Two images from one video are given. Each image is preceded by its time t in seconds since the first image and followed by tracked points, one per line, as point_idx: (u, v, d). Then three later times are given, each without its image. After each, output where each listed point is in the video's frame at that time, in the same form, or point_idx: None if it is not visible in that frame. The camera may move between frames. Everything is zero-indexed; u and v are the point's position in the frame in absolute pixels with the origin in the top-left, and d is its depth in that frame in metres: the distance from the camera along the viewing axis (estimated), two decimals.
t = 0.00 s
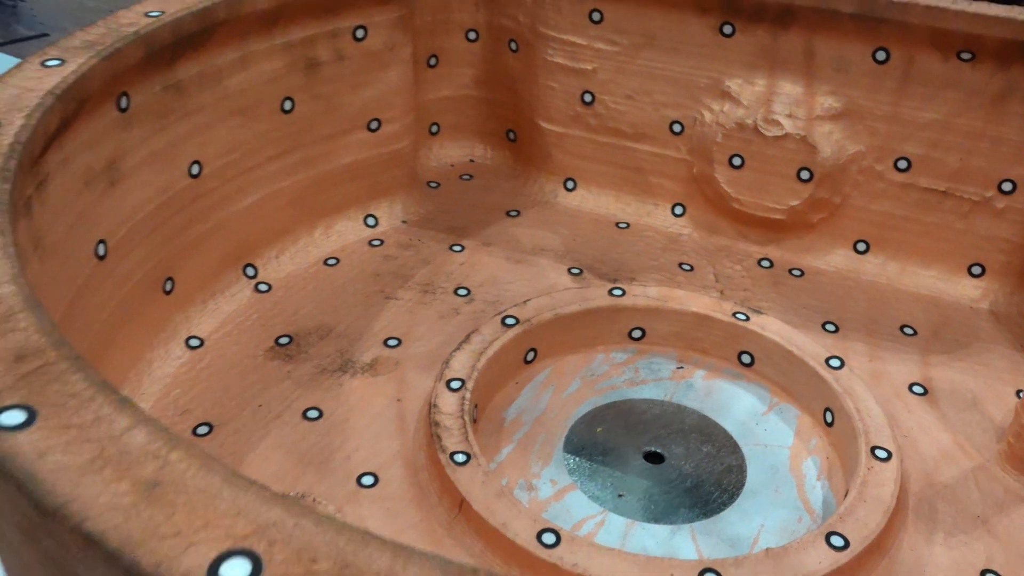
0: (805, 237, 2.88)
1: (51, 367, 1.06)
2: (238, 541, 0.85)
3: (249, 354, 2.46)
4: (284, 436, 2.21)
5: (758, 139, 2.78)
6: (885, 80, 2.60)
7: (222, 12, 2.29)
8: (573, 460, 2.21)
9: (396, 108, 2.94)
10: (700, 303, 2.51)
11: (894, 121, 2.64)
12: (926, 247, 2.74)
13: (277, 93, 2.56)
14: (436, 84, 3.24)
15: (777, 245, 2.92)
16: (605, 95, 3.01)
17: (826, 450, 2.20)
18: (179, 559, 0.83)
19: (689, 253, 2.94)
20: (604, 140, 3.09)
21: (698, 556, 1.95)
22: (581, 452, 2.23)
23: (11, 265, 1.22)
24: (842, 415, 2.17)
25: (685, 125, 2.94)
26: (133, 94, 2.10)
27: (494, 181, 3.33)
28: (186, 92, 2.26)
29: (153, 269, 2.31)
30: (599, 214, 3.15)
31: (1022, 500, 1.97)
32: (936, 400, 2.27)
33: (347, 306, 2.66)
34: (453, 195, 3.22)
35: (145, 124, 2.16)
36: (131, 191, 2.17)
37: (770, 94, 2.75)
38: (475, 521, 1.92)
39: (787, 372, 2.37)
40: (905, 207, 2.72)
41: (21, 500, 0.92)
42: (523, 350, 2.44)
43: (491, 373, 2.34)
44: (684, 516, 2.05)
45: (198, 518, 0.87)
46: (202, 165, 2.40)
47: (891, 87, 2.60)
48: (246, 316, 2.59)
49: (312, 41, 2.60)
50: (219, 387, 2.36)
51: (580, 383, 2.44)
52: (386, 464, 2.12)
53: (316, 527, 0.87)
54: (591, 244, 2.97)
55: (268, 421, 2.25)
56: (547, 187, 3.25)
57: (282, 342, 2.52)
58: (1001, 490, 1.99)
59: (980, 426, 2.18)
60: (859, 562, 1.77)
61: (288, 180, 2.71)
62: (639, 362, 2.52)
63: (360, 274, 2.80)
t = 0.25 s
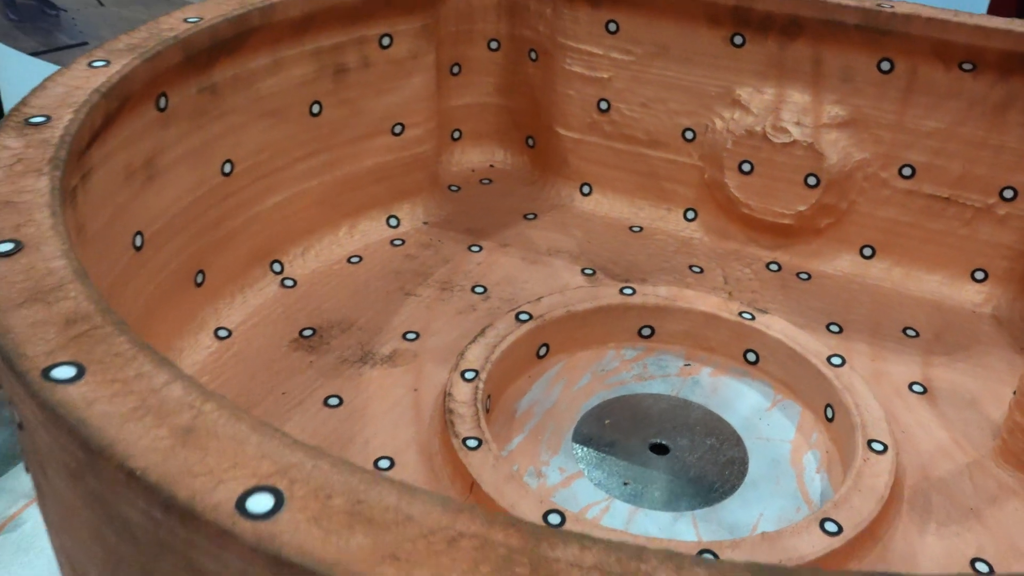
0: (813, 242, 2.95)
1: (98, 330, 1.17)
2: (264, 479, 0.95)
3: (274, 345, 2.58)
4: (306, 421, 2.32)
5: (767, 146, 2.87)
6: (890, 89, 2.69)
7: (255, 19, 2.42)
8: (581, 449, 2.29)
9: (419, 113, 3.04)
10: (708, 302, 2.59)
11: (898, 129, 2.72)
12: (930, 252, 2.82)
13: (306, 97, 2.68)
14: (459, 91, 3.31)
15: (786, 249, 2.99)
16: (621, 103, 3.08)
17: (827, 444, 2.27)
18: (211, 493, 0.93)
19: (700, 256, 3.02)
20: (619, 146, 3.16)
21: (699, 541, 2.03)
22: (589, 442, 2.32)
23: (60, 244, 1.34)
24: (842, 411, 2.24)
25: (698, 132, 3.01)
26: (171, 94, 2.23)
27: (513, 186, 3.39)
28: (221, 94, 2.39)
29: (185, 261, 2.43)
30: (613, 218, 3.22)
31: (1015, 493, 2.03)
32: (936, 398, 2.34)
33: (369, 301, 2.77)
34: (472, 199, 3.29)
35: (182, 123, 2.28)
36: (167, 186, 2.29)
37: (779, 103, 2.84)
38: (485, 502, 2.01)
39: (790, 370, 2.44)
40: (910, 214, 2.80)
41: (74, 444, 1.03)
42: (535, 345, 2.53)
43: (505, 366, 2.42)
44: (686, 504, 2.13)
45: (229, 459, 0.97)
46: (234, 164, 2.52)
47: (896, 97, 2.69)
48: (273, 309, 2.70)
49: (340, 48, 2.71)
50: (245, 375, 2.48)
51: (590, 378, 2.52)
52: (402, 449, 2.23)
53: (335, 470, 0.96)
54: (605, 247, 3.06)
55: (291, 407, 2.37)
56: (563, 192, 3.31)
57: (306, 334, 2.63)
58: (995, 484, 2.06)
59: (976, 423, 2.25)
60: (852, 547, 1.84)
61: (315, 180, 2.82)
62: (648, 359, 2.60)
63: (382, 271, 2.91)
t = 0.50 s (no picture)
0: (810, 248, 3.04)
1: (127, 312, 1.28)
2: (275, 440, 1.05)
3: (287, 342, 2.69)
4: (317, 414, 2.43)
5: (764, 155, 2.95)
6: (884, 100, 2.77)
7: (273, 31, 2.54)
8: (579, 443, 2.39)
9: (429, 121, 3.16)
10: (704, 304, 2.68)
11: (892, 138, 2.80)
12: (923, 258, 2.90)
13: (320, 105, 2.79)
14: (465, 101, 3.38)
15: (782, 255, 3.08)
16: (624, 113, 3.18)
17: (816, 440, 2.36)
18: (228, 452, 1.03)
19: (699, 261, 3.11)
20: (622, 155, 3.25)
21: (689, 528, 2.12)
22: (587, 435, 2.41)
23: (90, 235, 1.45)
24: (831, 408, 2.33)
25: (698, 141, 3.09)
26: (192, 101, 2.35)
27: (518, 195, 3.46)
28: (239, 102, 2.51)
29: (203, 260, 2.54)
30: (616, 224, 3.31)
31: (996, 487, 2.12)
32: (923, 396, 2.43)
33: (378, 301, 2.88)
34: (480, 206, 3.38)
35: (202, 128, 2.41)
36: (186, 187, 2.41)
37: (776, 113, 2.93)
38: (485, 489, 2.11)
39: (783, 369, 2.53)
40: (903, 221, 2.88)
41: (104, 411, 1.14)
42: (537, 343, 2.62)
43: (507, 362, 2.52)
44: (678, 494, 2.22)
45: (243, 423, 1.08)
46: (251, 169, 2.63)
47: (889, 107, 2.77)
48: (287, 308, 2.82)
49: (353, 58, 2.83)
50: (259, 369, 2.59)
51: (590, 375, 2.62)
52: (408, 440, 2.34)
53: (339, 435, 1.06)
54: (608, 252, 3.16)
55: (302, 400, 2.48)
56: (568, 199, 3.40)
57: (317, 331, 2.74)
58: (977, 478, 2.15)
59: (962, 421, 2.34)
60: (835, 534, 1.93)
61: (328, 186, 2.93)
62: (646, 358, 2.69)
63: (392, 273, 3.02)
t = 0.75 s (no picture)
0: (797, 257, 3.14)
1: (145, 305, 1.38)
2: (281, 419, 1.16)
3: (291, 345, 2.80)
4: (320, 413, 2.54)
5: (753, 166, 3.04)
6: (868, 113, 2.86)
7: (280, 48, 2.63)
8: (571, 441, 2.49)
9: (430, 134, 3.27)
10: (693, 310, 2.78)
11: (877, 150, 2.89)
12: (907, 267, 3.00)
13: (325, 118, 2.90)
14: (467, 114, 3.51)
15: (771, 263, 3.18)
16: (618, 126, 3.28)
17: (799, 439, 2.46)
18: (238, 429, 1.13)
19: (691, 269, 3.21)
20: (616, 167, 3.35)
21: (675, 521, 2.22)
22: (579, 434, 2.51)
23: (110, 236, 1.54)
24: (814, 408, 2.43)
25: (689, 153, 3.20)
26: (202, 114, 2.45)
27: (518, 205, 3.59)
28: (247, 115, 2.62)
29: (213, 264, 2.65)
30: (612, 234, 3.40)
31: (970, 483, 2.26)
32: (903, 398, 2.53)
33: (380, 306, 2.99)
34: (481, 216, 3.50)
35: (211, 139, 2.51)
36: (196, 197, 2.51)
37: (765, 126, 3.02)
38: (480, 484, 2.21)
39: (768, 372, 2.63)
40: (887, 231, 2.98)
41: (123, 394, 1.23)
42: (532, 347, 2.72)
43: (503, 363, 2.63)
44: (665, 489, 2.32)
45: (252, 405, 1.18)
46: (257, 179, 2.75)
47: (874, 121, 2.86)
48: (292, 312, 2.93)
49: (357, 73, 2.94)
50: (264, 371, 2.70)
51: (583, 377, 2.72)
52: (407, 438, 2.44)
53: (339, 415, 1.17)
54: (602, 260, 3.26)
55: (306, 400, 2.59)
56: (565, 209, 3.50)
57: (321, 335, 2.85)
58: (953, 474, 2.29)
59: (940, 421, 2.46)
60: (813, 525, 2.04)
61: (332, 196, 3.04)
62: (637, 361, 2.79)
63: (394, 279, 3.13)
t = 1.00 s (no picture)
0: (783, 265, 3.24)
1: (161, 303, 1.47)
2: (289, 404, 1.25)
3: (294, 349, 2.89)
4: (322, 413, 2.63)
5: (740, 177, 3.14)
6: (850, 126, 2.97)
7: (285, 64, 2.73)
8: (564, 440, 2.59)
9: (428, 147, 3.37)
10: (682, 315, 2.89)
11: (859, 162, 3.00)
12: (889, 274, 3.10)
13: (327, 131, 3.00)
14: (466, 127, 3.62)
15: (758, 270, 3.28)
16: (611, 139, 3.38)
17: (783, 438, 2.55)
18: (249, 413, 1.23)
19: (681, 276, 3.31)
20: (609, 178, 3.46)
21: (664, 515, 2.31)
22: (572, 433, 2.61)
23: (127, 239, 1.64)
24: (798, 408, 2.54)
25: (679, 165, 3.30)
26: (209, 126, 2.55)
27: (513, 215, 3.69)
28: (252, 128, 2.72)
29: (219, 271, 2.74)
30: (605, 243, 3.51)
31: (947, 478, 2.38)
32: (884, 399, 2.64)
33: (380, 313, 3.09)
34: (478, 225, 3.60)
35: (218, 151, 2.61)
36: (204, 206, 2.60)
37: (751, 139, 3.13)
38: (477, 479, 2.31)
39: (755, 374, 2.74)
40: (870, 239, 3.08)
41: (143, 382, 1.32)
42: (526, 350, 2.82)
43: (498, 366, 2.72)
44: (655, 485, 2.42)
45: (263, 391, 1.27)
46: (262, 189, 2.84)
47: (856, 133, 2.97)
48: (294, 318, 3.03)
49: (358, 88, 3.04)
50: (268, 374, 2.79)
51: (576, 380, 2.81)
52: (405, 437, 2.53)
53: (343, 401, 1.26)
54: (595, 268, 3.36)
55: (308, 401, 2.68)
56: (559, 220, 3.61)
57: (323, 339, 2.95)
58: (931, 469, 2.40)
59: (919, 420, 2.57)
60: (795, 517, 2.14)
61: (334, 206, 3.14)
62: (628, 365, 2.88)
63: (393, 287, 3.23)
